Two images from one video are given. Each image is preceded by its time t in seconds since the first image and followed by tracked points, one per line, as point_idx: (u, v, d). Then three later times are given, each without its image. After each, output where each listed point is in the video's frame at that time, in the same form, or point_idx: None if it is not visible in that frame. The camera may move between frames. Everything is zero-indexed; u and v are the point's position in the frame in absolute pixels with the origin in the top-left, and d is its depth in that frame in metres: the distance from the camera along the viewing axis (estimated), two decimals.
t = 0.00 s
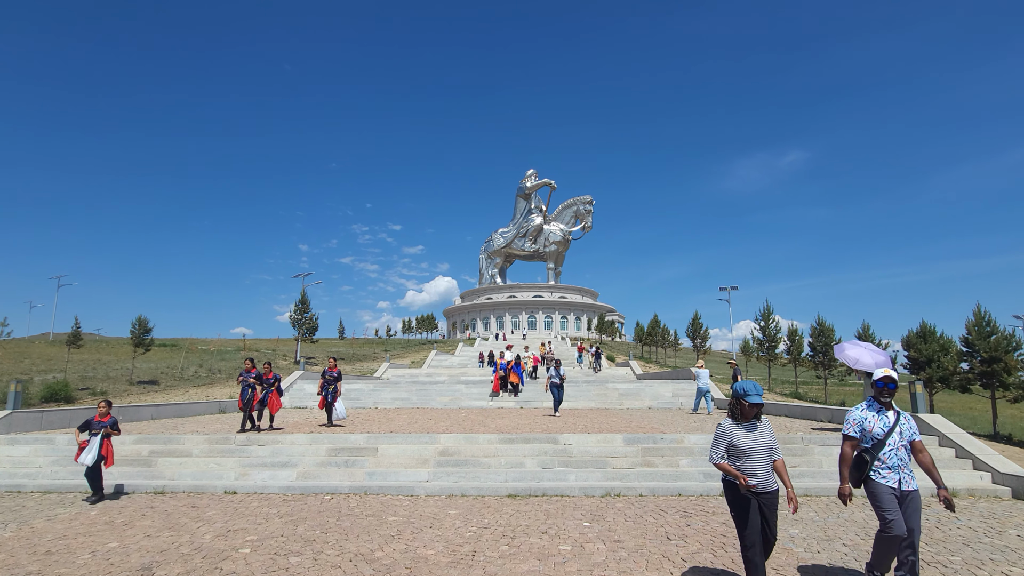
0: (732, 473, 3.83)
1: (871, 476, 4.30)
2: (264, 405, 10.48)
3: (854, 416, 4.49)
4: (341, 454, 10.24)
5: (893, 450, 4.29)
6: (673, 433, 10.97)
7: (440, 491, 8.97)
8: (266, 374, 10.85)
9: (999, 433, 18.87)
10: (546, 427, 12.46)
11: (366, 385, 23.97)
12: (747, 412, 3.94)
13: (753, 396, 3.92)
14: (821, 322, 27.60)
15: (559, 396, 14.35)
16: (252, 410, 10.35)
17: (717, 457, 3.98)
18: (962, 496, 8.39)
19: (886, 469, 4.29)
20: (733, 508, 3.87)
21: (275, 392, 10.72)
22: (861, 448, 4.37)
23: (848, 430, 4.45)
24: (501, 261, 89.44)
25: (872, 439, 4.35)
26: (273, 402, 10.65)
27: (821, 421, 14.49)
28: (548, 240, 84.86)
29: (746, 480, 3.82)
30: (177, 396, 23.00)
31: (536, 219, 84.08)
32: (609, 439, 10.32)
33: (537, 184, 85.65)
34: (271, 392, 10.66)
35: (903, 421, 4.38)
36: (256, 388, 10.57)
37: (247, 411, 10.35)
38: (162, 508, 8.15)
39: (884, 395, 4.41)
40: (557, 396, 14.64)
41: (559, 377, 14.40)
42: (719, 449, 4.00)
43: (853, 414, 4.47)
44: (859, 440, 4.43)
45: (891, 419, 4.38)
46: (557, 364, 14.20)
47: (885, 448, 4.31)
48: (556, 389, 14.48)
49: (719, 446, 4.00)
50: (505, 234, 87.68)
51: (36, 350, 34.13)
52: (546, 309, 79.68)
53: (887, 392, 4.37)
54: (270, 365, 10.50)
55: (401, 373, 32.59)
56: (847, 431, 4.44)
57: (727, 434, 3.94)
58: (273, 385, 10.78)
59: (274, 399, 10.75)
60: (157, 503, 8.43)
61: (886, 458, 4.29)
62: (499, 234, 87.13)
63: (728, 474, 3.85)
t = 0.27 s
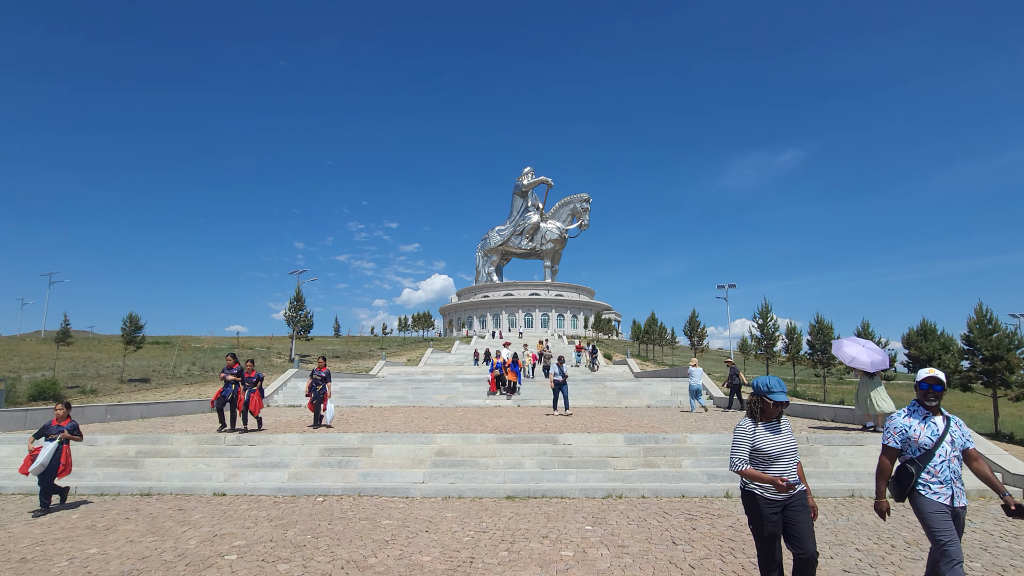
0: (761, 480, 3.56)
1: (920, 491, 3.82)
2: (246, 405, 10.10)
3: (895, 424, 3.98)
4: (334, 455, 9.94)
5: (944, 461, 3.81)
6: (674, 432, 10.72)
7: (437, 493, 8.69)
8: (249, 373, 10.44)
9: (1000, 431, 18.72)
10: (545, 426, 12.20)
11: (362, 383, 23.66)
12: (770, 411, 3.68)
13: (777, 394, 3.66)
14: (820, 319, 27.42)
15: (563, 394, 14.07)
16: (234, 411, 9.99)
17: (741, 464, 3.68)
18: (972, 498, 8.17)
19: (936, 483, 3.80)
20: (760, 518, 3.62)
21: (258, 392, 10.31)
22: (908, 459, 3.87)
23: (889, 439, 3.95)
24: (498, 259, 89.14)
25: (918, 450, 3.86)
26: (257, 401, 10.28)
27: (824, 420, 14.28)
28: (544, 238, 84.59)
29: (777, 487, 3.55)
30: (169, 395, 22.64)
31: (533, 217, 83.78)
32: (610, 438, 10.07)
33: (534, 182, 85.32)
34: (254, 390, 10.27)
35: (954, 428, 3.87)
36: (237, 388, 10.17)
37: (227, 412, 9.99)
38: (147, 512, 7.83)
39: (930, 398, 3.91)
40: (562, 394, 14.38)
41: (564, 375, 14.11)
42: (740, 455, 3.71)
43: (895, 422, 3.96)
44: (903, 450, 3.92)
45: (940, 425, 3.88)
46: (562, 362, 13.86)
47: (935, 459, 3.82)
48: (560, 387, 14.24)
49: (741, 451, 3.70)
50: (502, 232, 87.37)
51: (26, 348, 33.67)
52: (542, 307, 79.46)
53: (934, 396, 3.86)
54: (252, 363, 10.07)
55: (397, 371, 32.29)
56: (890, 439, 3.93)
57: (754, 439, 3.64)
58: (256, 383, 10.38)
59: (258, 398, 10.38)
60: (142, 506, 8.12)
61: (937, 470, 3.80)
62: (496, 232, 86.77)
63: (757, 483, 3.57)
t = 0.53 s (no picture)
0: (803, 494, 3.15)
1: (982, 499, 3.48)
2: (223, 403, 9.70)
3: (947, 426, 3.61)
4: (324, 453, 9.61)
5: (1007, 466, 3.49)
6: (674, 430, 10.45)
7: (430, 493, 8.39)
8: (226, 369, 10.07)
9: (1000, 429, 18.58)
10: (541, 424, 11.91)
11: (355, 380, 23.33)
12: (806, 413, 3.30)
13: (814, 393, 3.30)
14: (818, 316, 27.25)
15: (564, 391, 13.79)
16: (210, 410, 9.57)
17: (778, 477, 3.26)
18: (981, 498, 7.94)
19: (999, 491, 3.48)
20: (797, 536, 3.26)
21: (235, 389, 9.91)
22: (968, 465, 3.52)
23: (945, 444, 3.56)
24: (494, 256, 88.79)
25: (978, 454, 3.52)
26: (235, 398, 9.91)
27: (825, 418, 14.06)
28: (540, 235, 84.28)
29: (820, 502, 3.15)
30: (158, 392, 22.23)
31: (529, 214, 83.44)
32: (609, 437, 9.79)
33: (530, 179, 84.96)
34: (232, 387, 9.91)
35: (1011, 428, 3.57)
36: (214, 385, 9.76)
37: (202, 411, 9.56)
38: (125, 514, 7.49)
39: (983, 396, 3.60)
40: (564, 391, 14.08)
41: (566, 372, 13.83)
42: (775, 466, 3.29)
43: (949, 424, 3.59)
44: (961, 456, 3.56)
45: (1002, 425, 3.54)
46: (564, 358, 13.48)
47: (996, 464, 3.50)
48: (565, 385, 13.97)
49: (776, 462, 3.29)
50: (498, 229, 87.00)
51: (14, 345, 33.16)
52: (538, 304, 79.20)
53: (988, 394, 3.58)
54: (227, 359, 9.66)
55: (391, 368, 31.96)
56: (948, 445, 3.55)
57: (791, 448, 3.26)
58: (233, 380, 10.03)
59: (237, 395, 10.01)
60: (121, 508, 7.77)
61: (999, 476, 3.49)
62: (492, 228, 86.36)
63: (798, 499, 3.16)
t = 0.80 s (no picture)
0: (844, 521, 2.81)
1: None
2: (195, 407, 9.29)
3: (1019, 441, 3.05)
4: (312, 458, 9.24)
5: None
6: (675, 433, 10.14)
7: (422, 500, 8.04)
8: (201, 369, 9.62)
9: (1001, 429, 18.38)
10: (537, 426, 11.58)
11: (348, 379, 22.94)
12: (860, 425, 2.94)
13: (872, 401, 2.94)
14: (816, 314, 27.01)
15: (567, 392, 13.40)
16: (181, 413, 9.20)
17: (818, 497, 2.91)
18: (994, 504, 7.66)
19: None
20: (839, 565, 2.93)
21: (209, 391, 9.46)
22: None
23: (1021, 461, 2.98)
24: (490, 253, 88.35)
25: None
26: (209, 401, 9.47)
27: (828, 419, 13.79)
28: (536, 232, 83.91)
29: (863, 532, 2.80)
30: (146, 392, 21.79)
31: (524, 212, 83.06)
32: (607, 440, 9.48)
33: (525, 176, 84.60)
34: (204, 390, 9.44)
35: None
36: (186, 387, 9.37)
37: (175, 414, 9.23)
38: (100, 523, 7.10)
39: None
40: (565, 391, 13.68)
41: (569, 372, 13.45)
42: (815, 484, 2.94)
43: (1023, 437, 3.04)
44: None
45: None
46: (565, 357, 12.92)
47: None
48: (565, 384, 13.59)
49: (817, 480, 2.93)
50: (493, 226, 86.58)
51: None
52: (534, 302, 78.91)
53: None
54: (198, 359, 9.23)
55: (386, 367, 31.58)
56: None
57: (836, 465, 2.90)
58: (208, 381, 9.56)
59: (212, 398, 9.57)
60: (97, 517, 7.39)
61: None
62: (487, 226, 85.91)
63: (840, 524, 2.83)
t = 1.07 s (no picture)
0: (909, 553, 2.43)
1: None
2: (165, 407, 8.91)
3: None
4: (302, 458, 8.85)
5: None
6: (679, 431, 9.80)
7: (416, 501, 7.65)
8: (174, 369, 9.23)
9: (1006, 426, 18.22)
10: (536, 424, 11.22)
11: (342, 376, 22.54)
12: (942, 431, 2.52)
13: (959, 400, 2.49)
14: (817, 311, 26.72)
15: (572, 389, 12.99)
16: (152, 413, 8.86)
17: (885, 521, 2.51)
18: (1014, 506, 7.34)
19: None
20: None
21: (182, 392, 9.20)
22: None
23: None
24: (486, 250, 87.90)
25: None
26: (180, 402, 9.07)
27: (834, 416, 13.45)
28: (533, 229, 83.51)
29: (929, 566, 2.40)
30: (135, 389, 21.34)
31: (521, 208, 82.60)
32: (609, 439, 9.12)
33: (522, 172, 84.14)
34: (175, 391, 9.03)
35: None
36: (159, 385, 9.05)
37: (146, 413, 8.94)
38: (73, 528, 6.68)
39: None
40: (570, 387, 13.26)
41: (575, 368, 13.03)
42: (882, 504, 2.54)
43: None
44: None
45: None
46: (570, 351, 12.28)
47: None
48: (574, 380, 13.21)
49: (884, 500, 2.52)
50: (490, 223, 86.14)
51: None
52: (530, 299, 78.57)
53: None
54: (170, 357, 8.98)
55: (381, 364, 31.16)
56: None
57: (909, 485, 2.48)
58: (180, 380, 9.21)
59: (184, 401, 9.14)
60: (71, 521, 6.98)
61: None
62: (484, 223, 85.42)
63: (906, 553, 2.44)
